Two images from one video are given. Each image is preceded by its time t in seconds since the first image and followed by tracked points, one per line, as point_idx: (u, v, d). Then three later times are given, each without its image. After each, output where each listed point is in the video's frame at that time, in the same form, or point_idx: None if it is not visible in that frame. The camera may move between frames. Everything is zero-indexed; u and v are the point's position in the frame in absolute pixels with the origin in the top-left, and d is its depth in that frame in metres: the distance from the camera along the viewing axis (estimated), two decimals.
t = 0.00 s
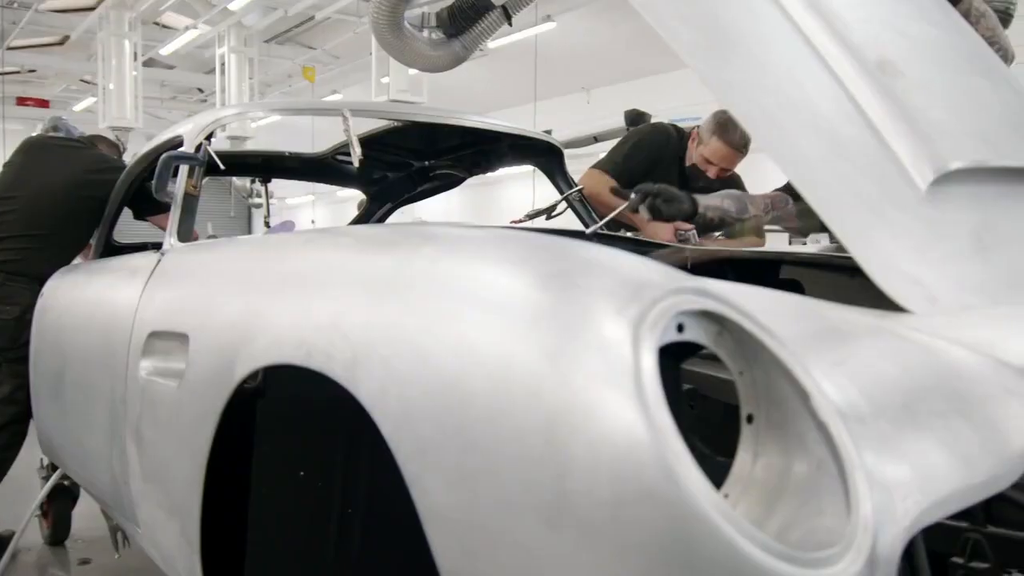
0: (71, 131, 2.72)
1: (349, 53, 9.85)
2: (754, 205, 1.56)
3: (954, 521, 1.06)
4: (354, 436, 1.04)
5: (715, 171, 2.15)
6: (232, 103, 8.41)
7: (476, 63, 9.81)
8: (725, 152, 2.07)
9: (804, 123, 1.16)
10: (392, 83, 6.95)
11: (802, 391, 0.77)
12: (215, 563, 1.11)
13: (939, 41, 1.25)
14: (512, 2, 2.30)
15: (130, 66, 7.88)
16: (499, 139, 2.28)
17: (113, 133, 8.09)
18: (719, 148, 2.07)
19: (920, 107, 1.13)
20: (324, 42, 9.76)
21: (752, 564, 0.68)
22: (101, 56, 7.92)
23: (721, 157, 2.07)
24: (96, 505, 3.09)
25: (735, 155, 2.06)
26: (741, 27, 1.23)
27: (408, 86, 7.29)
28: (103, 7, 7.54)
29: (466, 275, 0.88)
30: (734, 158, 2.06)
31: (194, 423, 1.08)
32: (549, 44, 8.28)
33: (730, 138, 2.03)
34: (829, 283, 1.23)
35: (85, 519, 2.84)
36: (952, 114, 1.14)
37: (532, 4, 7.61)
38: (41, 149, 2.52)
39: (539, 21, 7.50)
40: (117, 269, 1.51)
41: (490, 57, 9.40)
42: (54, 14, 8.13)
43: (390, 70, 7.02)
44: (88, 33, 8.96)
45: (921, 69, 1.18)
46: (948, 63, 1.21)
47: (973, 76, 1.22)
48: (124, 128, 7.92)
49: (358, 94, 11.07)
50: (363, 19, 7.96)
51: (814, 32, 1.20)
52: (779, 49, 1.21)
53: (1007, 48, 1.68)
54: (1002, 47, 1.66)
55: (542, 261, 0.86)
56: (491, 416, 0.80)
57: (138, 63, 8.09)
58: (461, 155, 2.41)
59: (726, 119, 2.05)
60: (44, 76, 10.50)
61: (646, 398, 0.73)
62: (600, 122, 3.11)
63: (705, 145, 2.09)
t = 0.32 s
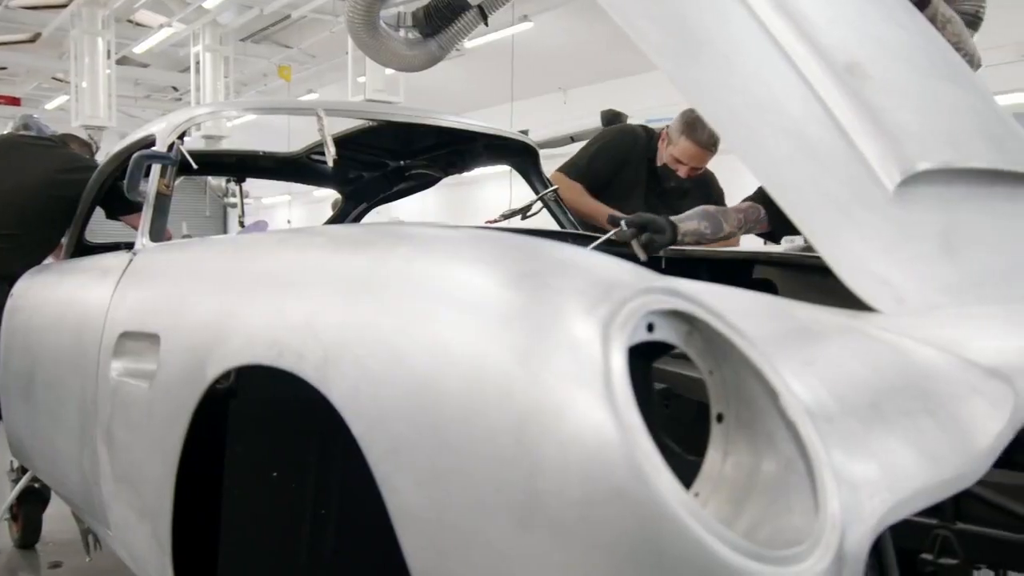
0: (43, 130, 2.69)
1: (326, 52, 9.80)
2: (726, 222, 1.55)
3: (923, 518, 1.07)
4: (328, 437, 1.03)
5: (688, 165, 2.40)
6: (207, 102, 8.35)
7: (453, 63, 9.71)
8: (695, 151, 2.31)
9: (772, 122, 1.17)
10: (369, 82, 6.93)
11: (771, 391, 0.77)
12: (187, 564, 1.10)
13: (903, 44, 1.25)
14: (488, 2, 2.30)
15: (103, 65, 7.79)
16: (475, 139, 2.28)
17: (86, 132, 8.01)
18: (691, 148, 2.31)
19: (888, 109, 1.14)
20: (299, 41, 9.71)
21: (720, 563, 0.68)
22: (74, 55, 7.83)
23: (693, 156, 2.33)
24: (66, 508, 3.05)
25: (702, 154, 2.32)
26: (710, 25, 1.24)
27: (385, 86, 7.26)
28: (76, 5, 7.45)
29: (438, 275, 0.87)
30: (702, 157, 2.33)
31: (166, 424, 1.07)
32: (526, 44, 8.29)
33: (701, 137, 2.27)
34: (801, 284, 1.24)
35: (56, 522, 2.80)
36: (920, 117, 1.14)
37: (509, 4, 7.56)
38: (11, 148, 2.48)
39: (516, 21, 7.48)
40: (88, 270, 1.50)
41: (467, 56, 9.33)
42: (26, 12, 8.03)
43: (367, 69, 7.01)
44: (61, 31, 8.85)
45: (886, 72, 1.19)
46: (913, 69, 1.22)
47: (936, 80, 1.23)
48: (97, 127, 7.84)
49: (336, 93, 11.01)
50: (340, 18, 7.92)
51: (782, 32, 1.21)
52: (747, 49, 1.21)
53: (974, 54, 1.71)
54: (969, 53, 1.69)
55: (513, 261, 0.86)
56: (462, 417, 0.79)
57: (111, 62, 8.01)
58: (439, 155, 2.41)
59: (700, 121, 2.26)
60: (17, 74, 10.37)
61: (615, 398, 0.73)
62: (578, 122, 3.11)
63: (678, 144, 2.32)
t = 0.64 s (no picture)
0: (17, 129, 2.66)
1: (304, 51, 9.76)
2: (711, 211, 1.60)
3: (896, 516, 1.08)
4: (303, 439, 1.03)
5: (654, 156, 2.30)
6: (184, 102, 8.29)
7: (431, 63, 9.64)
8: (657, 140, 2.22)
9: (740, 124, 1.18)
10: (347, 82, 6.91)
11: (742, 390, 0.78)
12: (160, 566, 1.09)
13: (868, 52, 1.30)
14: (466, 2, 2.30)
15: (78, 64, 7.72)
16: (452, 139, 2.28)
17: (61, 131, 7.93)
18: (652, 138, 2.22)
19: (857, 116, 1.16)
20: (278, 40, 9.67)
21: (691, 563, 0.68)
22: (49, 53, 7.76)
23: (655, 147, 2.24)
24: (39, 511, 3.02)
25: (664, 144, 2.22)
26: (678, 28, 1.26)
27: (363, 86, 7.24)
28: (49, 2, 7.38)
29: (413, 274, 0.87)
30: (664, 148, 2.23)
31: (139, 427, 1.06)
32: (505, 44, 8.31)
33: (659, 128, 2.17)
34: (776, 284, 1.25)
35: (29, 525, 2.77)
36: (887, 122, 1.17)
37: (487, 4, 7.55)
38: None
39: (494, 21, 7.46)
40: (61, 270, 1.48)
41: (447, 56, 9.27)
42: None
43: (344, 69, 7.02)
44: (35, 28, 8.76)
45: (852, 77, 1.22)
46: (877, 75, 1.26)
47: (902, 86, 1.27)
48: (72, 126, 7.76)
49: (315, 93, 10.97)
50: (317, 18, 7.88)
51: (747, 33, 1.24)
52: (715, 54, 1.23)
53: (948, 60, 1.73)
54: (943, 59, 1.71)
55: (487, 261, 0.86)
56: (435, 417, 0.79)
57: (87, 61, 7.94)
58: (418, 154, 2.40)
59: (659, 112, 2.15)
60: None
61: (587, 398, 0.73)
62: (556, 122, 3.12)
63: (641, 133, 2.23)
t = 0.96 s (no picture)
0: None
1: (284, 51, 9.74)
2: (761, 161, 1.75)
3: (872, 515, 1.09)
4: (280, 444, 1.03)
5: (608, 136, 2.28)
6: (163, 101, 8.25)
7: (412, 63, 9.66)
8: (611, 111, 2.21)
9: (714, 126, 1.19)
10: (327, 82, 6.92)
11: (718, 390, 0.78)
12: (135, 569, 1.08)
13: (839, 57, 1.33)
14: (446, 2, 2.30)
15: (55, 62, 7.67)
16: (431, 139, 2.28)
17: (37, 130, 7.88)
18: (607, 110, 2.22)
19: (828, 118, 1.18)
20: (258, 40, 9.65)
21: (666, 563, 0.69)
22: (25, 51, 7.70)
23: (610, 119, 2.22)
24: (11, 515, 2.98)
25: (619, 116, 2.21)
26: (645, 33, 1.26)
27: (343, 86, 7.25)
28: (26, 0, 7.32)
29: (389, 275, 0.87)
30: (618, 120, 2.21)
31: (115, 429, 1.05)
32: (486, 44, 8.32)
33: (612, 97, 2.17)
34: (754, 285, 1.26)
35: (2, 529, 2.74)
36: (858, 125, 1.20)
37: (468, 4, 7.58)
38: None
39: (476, 21, 7.54)
40: (35, 271, 1.47)
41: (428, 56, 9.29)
42: None
43: (324, 68, 7.01)
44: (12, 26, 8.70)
45: (822, 81, 1.25)
46: (848, 79, 1.29)
47: (872, 91, 1.30)
48: (48, 124, 7.71)
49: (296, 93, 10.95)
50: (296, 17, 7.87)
51: (718, 38, 1.25)
52: (687, 58, 1.24)
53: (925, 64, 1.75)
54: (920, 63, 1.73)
55: (463, 262, 0.86)
56: (410, 416, 0.79)
57: (64, 59, 7.90)
58: (398, 154, 2.40)
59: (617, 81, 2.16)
60: None
61: (562, 398, 0.73)
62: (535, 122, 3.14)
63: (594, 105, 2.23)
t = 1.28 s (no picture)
0: None
1: (266, 51, 9.71)
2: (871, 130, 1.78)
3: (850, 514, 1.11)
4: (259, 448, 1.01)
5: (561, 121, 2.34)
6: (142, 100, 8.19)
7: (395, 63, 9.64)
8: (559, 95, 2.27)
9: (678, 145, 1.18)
10: (307, 81, 6.90)
11: (694, 391, 0.78)
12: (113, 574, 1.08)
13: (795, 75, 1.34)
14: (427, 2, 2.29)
15: (33, 61, 7.60)
16: (412, 140, 2.28)
17: (15, 130, 7.80)
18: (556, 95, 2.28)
19: (790, 130, 1.19)
20: (239, 40, 9.60)
21: (641, 563, 0.69)
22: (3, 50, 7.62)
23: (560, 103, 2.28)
24: None
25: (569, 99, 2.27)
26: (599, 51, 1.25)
27: (324, 86, 7.22)
28: None
29: (365, 275, 0.87)
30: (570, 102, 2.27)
31: (91, 433, 1.05)
32: (468, 43, 8.32)
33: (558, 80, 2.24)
34: (734, 285, 1.26)
35: None
36: (820, 135, 1.21)
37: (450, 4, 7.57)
38: None
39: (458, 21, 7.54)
40: (10, 272, 1.46)
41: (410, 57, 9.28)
42: None
43: (306, 68, 6.99)
44: None
45: (781, 93, 1.25)
46: (807, 93, 1.30)
47: (830, 105, 1.31)
48: (26, 124, 7.64)
49: (278, 93, 10.91)
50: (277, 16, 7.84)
51: (676, 51, 1.23)
52: (647, 71, 1.22)
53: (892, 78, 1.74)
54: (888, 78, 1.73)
55: (440, 262, 0.86)
56: (387, 418, 0.79)
57: (42, 58, 7.83)
58: (380, 155, 2.40)
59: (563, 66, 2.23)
60: None
61: (538, 399, 0.73)
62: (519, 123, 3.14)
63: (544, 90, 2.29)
